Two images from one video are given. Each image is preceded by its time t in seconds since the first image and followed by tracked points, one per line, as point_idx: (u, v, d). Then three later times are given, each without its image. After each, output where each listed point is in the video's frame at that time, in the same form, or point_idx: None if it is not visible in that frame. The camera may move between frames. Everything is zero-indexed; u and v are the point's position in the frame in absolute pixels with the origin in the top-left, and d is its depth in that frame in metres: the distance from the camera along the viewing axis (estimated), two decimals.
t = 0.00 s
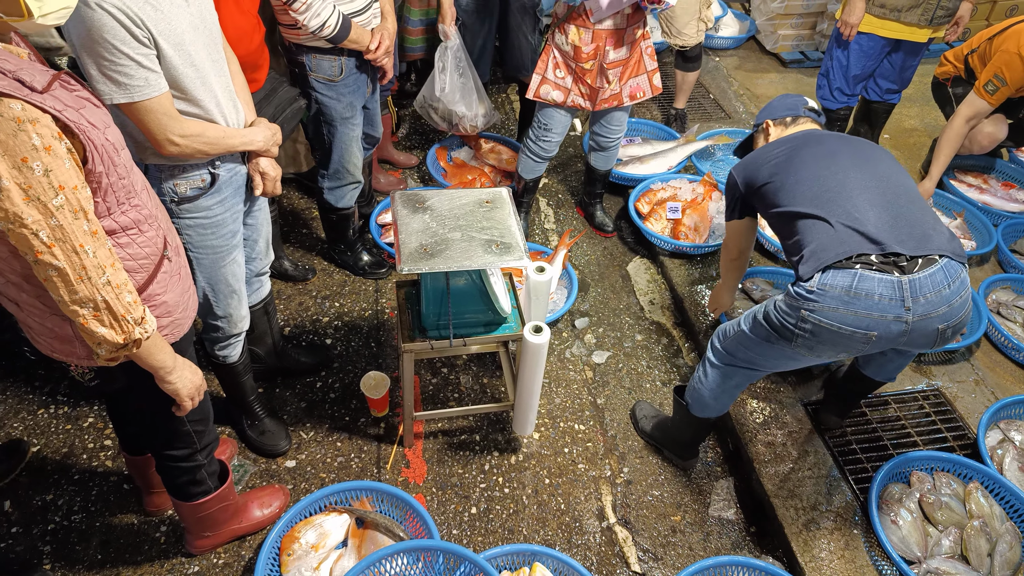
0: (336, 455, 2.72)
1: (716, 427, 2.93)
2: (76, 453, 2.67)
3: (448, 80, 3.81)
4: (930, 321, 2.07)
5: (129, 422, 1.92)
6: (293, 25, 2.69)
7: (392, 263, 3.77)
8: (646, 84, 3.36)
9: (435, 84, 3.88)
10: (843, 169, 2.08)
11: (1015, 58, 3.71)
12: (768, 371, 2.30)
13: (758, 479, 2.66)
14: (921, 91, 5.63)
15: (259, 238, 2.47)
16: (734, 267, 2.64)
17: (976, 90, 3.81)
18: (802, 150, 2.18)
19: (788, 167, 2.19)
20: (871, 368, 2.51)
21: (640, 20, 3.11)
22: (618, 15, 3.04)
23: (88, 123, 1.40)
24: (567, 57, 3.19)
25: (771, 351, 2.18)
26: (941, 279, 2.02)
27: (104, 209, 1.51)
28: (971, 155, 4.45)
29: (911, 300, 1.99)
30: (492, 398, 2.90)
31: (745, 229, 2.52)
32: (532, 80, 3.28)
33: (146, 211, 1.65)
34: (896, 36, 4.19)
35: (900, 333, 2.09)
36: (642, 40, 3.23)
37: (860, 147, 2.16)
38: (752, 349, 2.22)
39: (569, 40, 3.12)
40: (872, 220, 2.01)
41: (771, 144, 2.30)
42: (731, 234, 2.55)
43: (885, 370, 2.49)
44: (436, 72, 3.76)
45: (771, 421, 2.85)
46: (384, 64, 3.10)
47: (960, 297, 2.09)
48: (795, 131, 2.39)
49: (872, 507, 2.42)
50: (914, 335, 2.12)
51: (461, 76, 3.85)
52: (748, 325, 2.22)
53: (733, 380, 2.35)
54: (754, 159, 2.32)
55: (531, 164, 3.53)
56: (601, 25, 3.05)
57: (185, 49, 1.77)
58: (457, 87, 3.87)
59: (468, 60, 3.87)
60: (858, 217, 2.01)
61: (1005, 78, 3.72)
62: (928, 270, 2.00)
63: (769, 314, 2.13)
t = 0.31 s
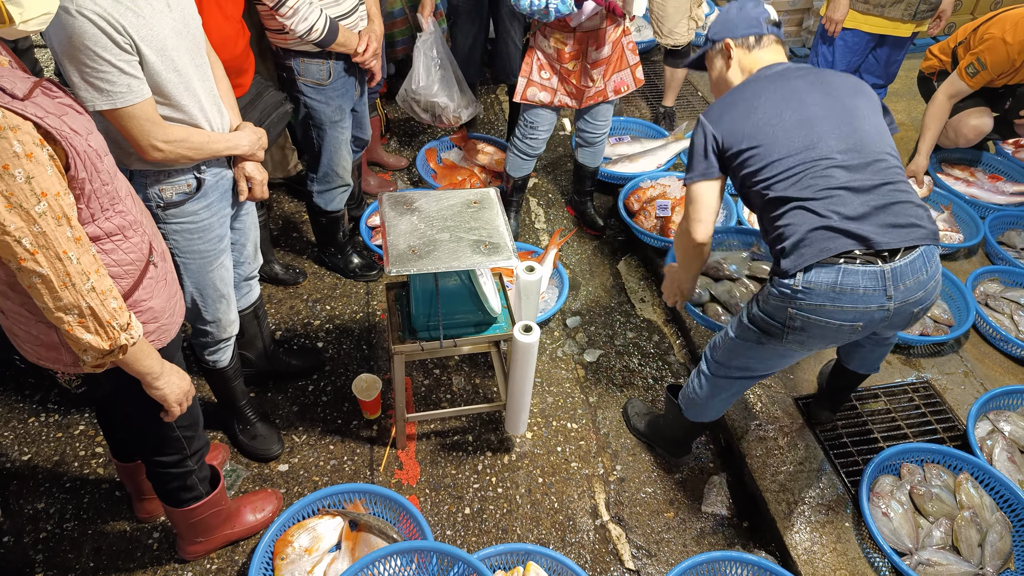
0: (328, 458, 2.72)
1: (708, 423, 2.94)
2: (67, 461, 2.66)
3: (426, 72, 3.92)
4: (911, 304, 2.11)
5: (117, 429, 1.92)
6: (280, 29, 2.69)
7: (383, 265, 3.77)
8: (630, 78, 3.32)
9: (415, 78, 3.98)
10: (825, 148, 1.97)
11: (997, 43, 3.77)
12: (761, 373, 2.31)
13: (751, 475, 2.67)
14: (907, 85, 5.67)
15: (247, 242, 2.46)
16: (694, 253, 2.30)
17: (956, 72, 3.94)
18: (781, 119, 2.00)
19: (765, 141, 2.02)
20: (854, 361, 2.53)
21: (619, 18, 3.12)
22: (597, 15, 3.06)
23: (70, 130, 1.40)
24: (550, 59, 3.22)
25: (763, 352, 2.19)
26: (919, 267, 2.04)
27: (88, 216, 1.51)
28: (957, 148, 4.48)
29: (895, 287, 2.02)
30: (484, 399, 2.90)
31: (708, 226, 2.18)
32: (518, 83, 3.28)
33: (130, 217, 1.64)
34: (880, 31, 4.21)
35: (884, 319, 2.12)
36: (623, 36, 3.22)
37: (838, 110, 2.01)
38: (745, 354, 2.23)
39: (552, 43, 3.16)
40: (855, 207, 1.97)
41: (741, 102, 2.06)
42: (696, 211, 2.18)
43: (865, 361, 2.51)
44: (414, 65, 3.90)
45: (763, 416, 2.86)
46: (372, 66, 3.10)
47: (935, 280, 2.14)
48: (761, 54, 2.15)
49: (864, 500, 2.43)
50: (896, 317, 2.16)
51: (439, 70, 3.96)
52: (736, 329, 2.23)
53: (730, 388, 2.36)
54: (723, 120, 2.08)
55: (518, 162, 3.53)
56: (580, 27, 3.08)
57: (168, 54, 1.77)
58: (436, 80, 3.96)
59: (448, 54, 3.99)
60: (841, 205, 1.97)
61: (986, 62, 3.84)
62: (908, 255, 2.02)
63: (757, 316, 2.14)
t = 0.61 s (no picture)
0: (322, 462, 2.72)
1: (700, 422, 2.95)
2: (60, 468, 2.66)
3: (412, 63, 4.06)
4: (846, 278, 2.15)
5: (108, 435, 1.92)
6: (273, 36, 2.70)
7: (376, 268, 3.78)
8: (598, 85, 3.35)
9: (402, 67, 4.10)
10: (806, 132, 1.81)
11: (983, 39, 3.83)
12: (737, 368, 2.32)
13: (743, 473, 2.67)
14: (896, 84, 5.70)
15: (238, 246, 2.46)
16: (628, 187, 1.75)
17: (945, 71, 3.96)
18: (781, 86, 1.73)
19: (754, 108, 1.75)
20: (806, 352, 2.66)
21: (585, 23, 3.09)
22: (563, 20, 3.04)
23: (58, 136, 1.40)
24: (516, 64, 3.20)
25: (728, 342, 2.23)
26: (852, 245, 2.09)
27: (77, 222, 1.51)
28: (946, 146, 4.52)
29: (833, 266, 2.05)
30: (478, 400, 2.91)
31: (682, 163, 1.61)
32: (483, 87, 3.30)
33: (119, 222, 1.64)
34: (868, 31, 4.25)
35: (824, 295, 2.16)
36: (589, 42, 3.22)
37: (826, 85, 1.82)
38: (710, 347, 2.27)
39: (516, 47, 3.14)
40: (814, 203, 1.93)
41: (753, 50, 1.68)
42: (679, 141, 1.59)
43: (814, 351, 2.65)
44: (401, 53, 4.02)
45: (755, 415, 2.87)
46: (365, 70, 3.12)
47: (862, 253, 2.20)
48: None
49: (856, 496, 2.45)
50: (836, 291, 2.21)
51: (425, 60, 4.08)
52: (699, 323, 2.28)
53: (712, 388, 2.38)
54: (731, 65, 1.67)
55: (500, 166, 3.60)
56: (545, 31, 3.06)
57: (155, 61, 1.77)
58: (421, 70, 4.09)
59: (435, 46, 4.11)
60: (799, 202, 1.91)
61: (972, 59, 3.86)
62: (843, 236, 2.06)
63: (714, 302, 2.19)
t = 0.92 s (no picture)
0: (322, 464, 2.72)
1: (700, 425, 2.95)
2: (61, 470, 2.67)
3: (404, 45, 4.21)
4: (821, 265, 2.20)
5: (109, 436, 1.93)
6: (276, 41, 2.71)
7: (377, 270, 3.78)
8: (579, 90, 3.40)
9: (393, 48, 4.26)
10: (798, 150, 1.78)
11: (984, 43, 3.84)
12: (727, 359, 2.33)
13: (742, 475, 2.68)
14: (896, 87, 5.72)
15: (239, 248, 2.47)
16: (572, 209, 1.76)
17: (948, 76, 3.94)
18: (778, 113, 1.65)
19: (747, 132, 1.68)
20: (783, 343, 2.64)
21: (561, 27, 3.15)
22: (540, 24, 3.07)
23: (62, 137, 1.41)
24: (494, 74, 3.18)
25: (719, 335, 2.25)
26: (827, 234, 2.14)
27: (80, 222, 1.52)
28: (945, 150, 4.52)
29: (812, 257, 2.09)
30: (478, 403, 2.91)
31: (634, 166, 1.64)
32: (464, 102, 3.29)
33: (122, 223, 1.65)
34: (868, 34, 4.26)
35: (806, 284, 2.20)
36: (566, 48, 3.26)
37: (820, 99, 1.74)
38: (702, 343, 2.29)
39: (495, 57, 3.11)
40: (800, 216, 1.95)
41: (754, 81, 1.55)
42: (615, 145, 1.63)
43: (791, 340, 2.63)
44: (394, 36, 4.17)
45: (755, 417, 2.87)
46: (366, 74, 3.13)
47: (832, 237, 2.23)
48: None
49: (855, 499, 2.44)
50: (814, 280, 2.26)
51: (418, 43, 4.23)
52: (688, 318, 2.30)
53: (705, 386, 2.39)
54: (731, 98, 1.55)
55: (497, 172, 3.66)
56: (524, 37, 3.06)
57: (158, 64, 1.79)
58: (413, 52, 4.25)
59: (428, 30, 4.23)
60: (791, 213, 1.92)
61: (976, 64, 3.85)
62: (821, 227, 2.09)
63: (701, 298, 2.21)
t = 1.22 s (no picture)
0: (325, 463, 2.73)
1: (705, 427, 2.95)
2: (65, 466, 2.67)
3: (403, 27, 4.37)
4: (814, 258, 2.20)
5: (115, 433, 1.93)
6: (279, 41, 2.70)
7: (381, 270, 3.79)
8: (586, 91, 3.41)
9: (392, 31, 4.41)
10: (818, 144, 1.77)
11: (1007, 30, 3.75)
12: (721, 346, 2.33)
13: (746, 478, 2.67)
14: (902, 90, 5.71)
15: (245, 247, 2.47)
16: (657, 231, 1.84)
17: (965, 63, 3.87)
18: (797, 110, 1.64)
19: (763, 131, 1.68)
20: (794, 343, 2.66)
21: (566, 28, 3.15)
22: (546, 25, 3.06)
23: (73, 133, 1.42)
24: (501, 79, 3.18)
25: (710, 319, 2.24)
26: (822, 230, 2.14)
27: (90, 218, 1.53)
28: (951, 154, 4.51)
29: (805, 247, 2.10)
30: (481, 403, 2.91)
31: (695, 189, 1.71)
32: (470, 109, 3.28)
33: (131, 220, 1.66)
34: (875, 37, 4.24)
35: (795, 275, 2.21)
36: (572, 49, 3.27)
37: (843, 92, 1.73)
38: (692, 326, 2.29)
39: (502, 62, 3.11)
40: (796, 213, 1.94)
41: (765, 80, 1.55)
42: (667, 179, 1.70)
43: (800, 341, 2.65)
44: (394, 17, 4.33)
45: (759, 420, 2.87)
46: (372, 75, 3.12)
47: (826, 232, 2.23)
48: None
49: (860, 503, 2.44)
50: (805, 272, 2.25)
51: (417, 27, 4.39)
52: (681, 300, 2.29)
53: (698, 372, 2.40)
54: (750, 100, 1.56)
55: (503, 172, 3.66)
56: (532, 40, 3.06)
57: (167, 62, 1.79)
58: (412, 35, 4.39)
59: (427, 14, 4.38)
60: (790, 209, 1.92)
61: (996, 51, 3.78)
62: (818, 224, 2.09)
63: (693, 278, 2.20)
